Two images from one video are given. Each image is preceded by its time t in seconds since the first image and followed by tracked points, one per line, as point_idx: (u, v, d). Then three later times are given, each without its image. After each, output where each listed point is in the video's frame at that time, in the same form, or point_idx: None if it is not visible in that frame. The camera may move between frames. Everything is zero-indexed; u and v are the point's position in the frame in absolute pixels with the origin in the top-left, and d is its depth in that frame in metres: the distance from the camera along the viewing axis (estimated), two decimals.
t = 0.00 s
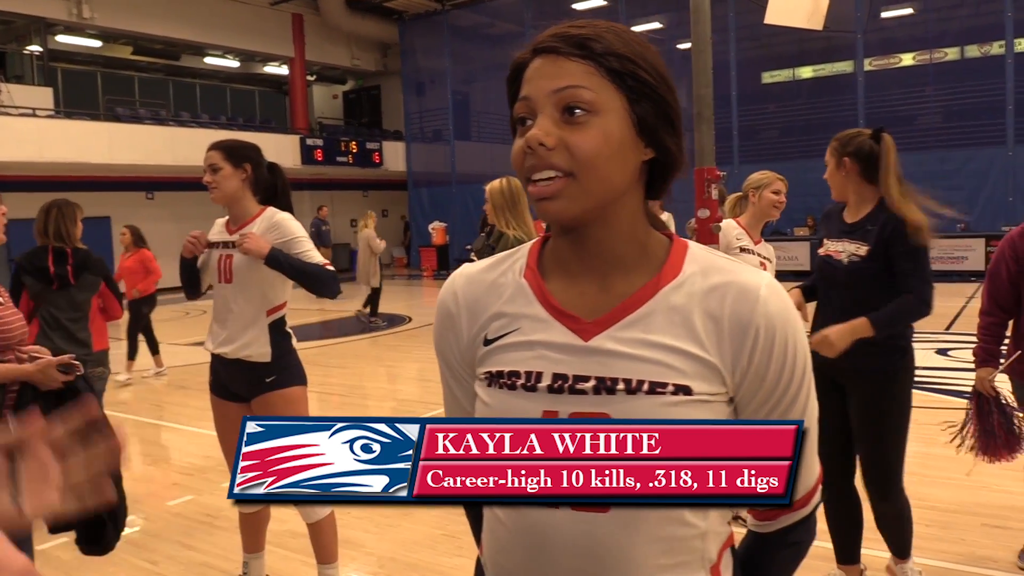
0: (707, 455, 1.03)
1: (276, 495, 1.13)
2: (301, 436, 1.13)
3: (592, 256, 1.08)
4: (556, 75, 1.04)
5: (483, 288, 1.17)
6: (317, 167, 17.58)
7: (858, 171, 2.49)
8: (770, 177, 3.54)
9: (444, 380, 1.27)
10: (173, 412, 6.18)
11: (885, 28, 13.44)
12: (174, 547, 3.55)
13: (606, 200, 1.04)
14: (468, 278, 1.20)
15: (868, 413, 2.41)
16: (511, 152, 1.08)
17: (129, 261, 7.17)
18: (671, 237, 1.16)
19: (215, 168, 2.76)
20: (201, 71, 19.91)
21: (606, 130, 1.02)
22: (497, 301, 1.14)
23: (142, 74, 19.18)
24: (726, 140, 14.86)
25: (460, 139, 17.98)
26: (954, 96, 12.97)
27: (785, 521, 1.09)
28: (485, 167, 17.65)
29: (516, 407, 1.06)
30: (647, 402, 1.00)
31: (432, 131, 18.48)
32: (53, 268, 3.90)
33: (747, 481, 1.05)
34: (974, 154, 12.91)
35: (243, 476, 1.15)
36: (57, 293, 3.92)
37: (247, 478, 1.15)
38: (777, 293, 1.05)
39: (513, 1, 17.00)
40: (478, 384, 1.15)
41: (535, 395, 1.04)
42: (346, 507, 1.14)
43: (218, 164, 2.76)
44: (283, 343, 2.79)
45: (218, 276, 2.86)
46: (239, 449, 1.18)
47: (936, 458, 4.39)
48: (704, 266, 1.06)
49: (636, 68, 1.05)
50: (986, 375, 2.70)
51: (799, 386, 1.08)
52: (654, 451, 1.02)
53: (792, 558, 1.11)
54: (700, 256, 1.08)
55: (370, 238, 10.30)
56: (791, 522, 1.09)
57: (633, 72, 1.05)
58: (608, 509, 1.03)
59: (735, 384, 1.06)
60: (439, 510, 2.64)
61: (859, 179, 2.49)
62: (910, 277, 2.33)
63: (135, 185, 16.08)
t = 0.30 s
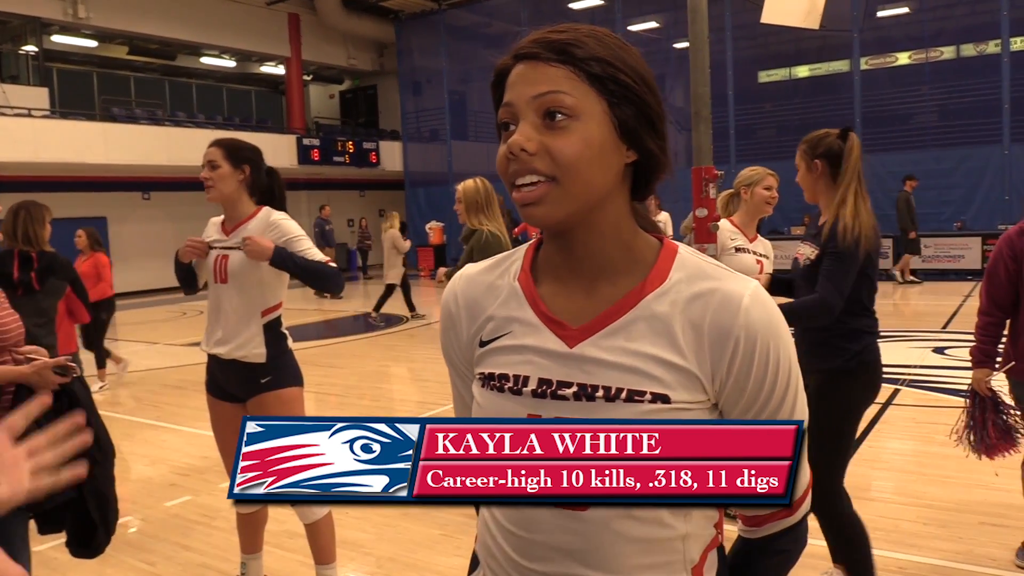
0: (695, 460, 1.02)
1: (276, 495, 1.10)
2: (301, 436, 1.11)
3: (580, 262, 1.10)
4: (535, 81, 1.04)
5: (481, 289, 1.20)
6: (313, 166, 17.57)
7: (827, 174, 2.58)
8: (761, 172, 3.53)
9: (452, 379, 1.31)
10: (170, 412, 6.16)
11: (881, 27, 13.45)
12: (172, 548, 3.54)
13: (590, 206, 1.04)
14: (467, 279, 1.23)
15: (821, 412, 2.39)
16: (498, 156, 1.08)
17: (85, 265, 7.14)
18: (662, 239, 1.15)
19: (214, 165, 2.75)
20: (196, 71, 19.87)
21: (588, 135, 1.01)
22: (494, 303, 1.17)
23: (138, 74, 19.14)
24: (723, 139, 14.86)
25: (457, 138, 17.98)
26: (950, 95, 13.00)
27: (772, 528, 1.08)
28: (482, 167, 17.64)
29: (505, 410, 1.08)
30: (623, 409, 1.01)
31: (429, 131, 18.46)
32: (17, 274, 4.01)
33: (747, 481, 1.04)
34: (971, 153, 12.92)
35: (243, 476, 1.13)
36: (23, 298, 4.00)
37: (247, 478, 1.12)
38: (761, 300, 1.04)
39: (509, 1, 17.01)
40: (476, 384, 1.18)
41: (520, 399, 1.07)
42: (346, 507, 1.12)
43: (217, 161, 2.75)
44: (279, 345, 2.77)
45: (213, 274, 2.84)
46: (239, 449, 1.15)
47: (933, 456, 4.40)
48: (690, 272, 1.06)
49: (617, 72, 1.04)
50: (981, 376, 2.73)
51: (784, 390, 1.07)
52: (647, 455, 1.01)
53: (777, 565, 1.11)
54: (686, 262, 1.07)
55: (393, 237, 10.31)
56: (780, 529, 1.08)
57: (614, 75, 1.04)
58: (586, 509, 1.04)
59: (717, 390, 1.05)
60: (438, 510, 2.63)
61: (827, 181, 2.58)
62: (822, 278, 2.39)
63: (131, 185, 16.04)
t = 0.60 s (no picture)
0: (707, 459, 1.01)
1: (275, 495, 1.11)
2: (301, 437, 1.11)
3: (607, 258, 1.09)
4: (561, 79, 1.04)
5: (507, 286, 1.20)
6: (314, 166, 17.59)
7: (804, 171, 2.58)
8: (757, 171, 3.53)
9: (481, 375, 1.31)
10: (171, 412, 6.16)
11: (882, 27, 13.42)
12: (172, 548, 3.54)
13: (617, 200, 1.04)
14: (495, 274, 1.23)
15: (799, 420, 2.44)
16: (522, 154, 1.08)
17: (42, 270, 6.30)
18: (688, 234, 1.14)
19: (215, 169, 2.74)
20: (197, 71, 19.88)
21: (613, 131, 1.01)
22: (519, 299, 1.17)
23: (139, 74, 19.14)
24: (723, 139, 14.84)
25: (457, 138, 17.96)
26: (951, 95, 12.99)
27: (803, 525, 1.08)
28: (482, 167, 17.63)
29: (530, 406, 1.08)
30: (650, 405, 1.01)
31: (430, 130, 18.45)
32: None
33: (747, 481, 1.03)
34: (971, 153, 12.91)
35: (243, 477, 1.13)
36: None
37: (247, 478, 1.13)
38: (790, 295, 1.02)
39: (509, 1, 17.00)
40: (502, 379, 1.18)
41: (545, 394, 1.07)
42: (345, 507, 1.12)
43: (218, 164, 2.74)
44: (276, 346, 2.77)
45: (213, 272, 2.84)
46: (239, 449, 1.16)
47: (934, 455, 4.39)
48: (716, 266, 1.05)
49: (641, 68, 1.04)
50: (984, 375, 2.72)
51: (815, 387, 1.05)
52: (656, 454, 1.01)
53: (816, 561, 1.09)
54: (713, 256, 1.06)
55: (420, 234, 10.25)
56: (809, 527, 1.08)
57: (639, 71, 1.04)
58: (611, 510, 1.03)
59: (745, 386, 1.04)
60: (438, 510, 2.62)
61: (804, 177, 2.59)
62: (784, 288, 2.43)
63: (133, 185, 16.07)
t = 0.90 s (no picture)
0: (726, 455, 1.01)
1: (275, 495, 1.11)
2: (301, 436, 1.12)
3: (633, 261, 1.09)
4: (579, 82, 1.03)
5: (529, 289, 1.19)
6: (316, 170, 17.62)
7: (777, 165, 2.46)
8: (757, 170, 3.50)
9: (505, 378, 1.31)
10: (175, 417, 6.16)
11: (882, 25, 13.42)
12: (178, 552, 3.54)
13: (642, 201, 1.03)
14: (515, 278, 1.22)
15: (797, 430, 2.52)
16: (542, 158, 1.08)
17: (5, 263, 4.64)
18: (711, 229, 1.14)
19: (213, 176, 2.75)
20: (199, 77, 19.92)
21: (635, 134, 1.01)
22: (542, 304, 1.16)
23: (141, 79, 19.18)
24: (725, 139, 14.85)
25: (459, 141, 17.97)
26: (952, 92, 12.98)
27: (844, 519, 1.11)
28: (483, 169, 17.64)
29: (557, 412, 1.08)
30: (683, 408, 1.01)
31: (432, 133, 18.48)
32: None
33: (747, 481, 1.03)
34: (974, 150, 12.89)
35: (243, 476, 1.14)
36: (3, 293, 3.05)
37: (247, 477, 1.14)
38: (820, 289, 1.01)
39: (510, 2, 17.01)
40: (528, 385, 1.17)
41: (574, 401, 1.07)
42: (346, 507, 1.12)
43: (217, 171, 2.75)
44: (278, 350, 2.78)
45: (213, 280, 2.84)
46: (239, 450, 1.17)
47: (940, 454, 4.37)
48: (742, 264, 1.04)
49: (661, 68, 1.03)
50: (989, 372, 2.71)
51: (848, 384, 1.04)
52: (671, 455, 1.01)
53: (857, 555, 1.12)
54: (737, 251, 1.05)
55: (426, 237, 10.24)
56: (852, 520, 1.11)
57: (659, 71, 1.03)
58: (651, 510, 1.04)
59: (778, 384, 1.03)
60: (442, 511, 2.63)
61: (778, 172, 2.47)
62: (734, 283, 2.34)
63: (136, 190, 16.11)
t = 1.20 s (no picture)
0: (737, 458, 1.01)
1: (275, 495, 1.12)
2: (300, 436, 1.12)
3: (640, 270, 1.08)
4: (575, 88, 1.03)
5: (540, 302, 1.19)
6: (319, 170, 17.65)
7: (769, 172, 2.46)
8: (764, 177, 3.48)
9: (521, 390, 1.31)
10: (178, 416, 6.17)
11: (885, 26, 13.40)
12: (180, 551, 3.55)
13: (648, 206, 1.03)
14: (524, 291, 1.22)
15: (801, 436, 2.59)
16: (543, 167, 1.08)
17: None
18: (719, 230, 1.14)
19: (210, 177, 2.75)
20: (203, 77, 19.94)
21: (635, 138, 1.01)
22: (553, 317, 1.16)
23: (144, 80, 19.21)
24: (727, 140, 14.86)
25: (462, 141, 17.99)
26: (955, 93, 12.95)
27: (868, 516, 1.11)
28: (486, 169, 17.65)
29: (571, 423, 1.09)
30: (700, 418, 1.01)
31: (434, 133, 18.50)
32: None
33: (747, 481, 1.03)
34: (977, 151, 12.87)
35: (243, 476, 1.15)
36: None
37: (247, 477, 1.14)
38: (830, 289, 1.01)
39: (513, 3, 17.01)
40: (544, 399, 1.18)
41: (590, 413, 1.07)
42: (346, 507, 1.13)
43: (213, 173, 2.75)
44: (276, 349, 2.79)
45: (212, 281, 2.83)
46: (240, 449, 1.17)
47: (943, 455, 4.37)
48: (752, 268, 1.04)
49: (658, 69, 1.03)
50: (996, 373, 2.71)
51: (864, 386, 1.04)
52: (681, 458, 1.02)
53: (881, 553, 1.13)
54: (747, 254, 1.05)
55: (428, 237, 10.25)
56: (876, 518, 1.11)
57: (656, 74, 1.03)
58: (671, 515, 1.03)
59: (793, 388, 1.03)
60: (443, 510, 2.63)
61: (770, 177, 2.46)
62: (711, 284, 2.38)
63: (139, 190, 16.14)
